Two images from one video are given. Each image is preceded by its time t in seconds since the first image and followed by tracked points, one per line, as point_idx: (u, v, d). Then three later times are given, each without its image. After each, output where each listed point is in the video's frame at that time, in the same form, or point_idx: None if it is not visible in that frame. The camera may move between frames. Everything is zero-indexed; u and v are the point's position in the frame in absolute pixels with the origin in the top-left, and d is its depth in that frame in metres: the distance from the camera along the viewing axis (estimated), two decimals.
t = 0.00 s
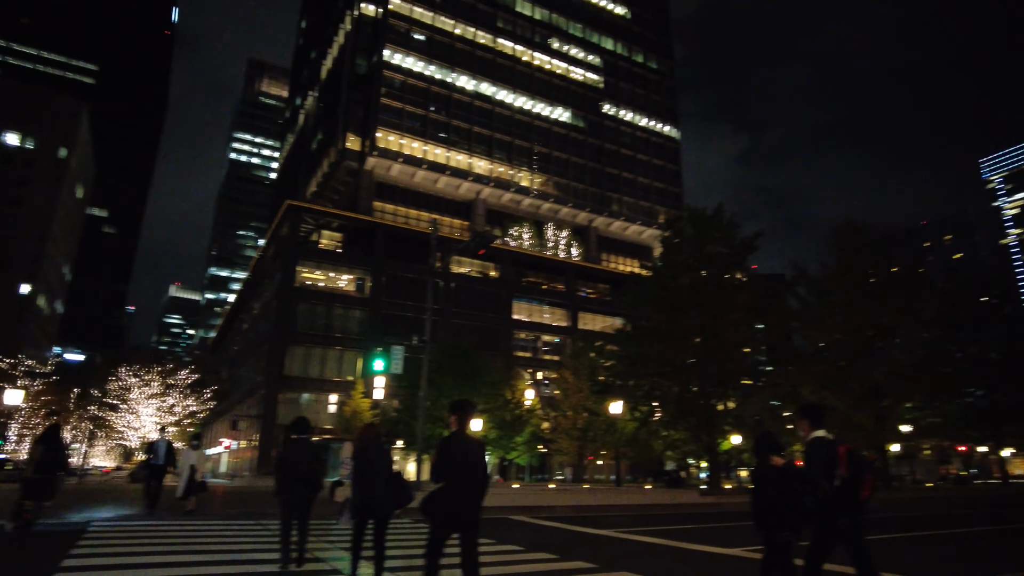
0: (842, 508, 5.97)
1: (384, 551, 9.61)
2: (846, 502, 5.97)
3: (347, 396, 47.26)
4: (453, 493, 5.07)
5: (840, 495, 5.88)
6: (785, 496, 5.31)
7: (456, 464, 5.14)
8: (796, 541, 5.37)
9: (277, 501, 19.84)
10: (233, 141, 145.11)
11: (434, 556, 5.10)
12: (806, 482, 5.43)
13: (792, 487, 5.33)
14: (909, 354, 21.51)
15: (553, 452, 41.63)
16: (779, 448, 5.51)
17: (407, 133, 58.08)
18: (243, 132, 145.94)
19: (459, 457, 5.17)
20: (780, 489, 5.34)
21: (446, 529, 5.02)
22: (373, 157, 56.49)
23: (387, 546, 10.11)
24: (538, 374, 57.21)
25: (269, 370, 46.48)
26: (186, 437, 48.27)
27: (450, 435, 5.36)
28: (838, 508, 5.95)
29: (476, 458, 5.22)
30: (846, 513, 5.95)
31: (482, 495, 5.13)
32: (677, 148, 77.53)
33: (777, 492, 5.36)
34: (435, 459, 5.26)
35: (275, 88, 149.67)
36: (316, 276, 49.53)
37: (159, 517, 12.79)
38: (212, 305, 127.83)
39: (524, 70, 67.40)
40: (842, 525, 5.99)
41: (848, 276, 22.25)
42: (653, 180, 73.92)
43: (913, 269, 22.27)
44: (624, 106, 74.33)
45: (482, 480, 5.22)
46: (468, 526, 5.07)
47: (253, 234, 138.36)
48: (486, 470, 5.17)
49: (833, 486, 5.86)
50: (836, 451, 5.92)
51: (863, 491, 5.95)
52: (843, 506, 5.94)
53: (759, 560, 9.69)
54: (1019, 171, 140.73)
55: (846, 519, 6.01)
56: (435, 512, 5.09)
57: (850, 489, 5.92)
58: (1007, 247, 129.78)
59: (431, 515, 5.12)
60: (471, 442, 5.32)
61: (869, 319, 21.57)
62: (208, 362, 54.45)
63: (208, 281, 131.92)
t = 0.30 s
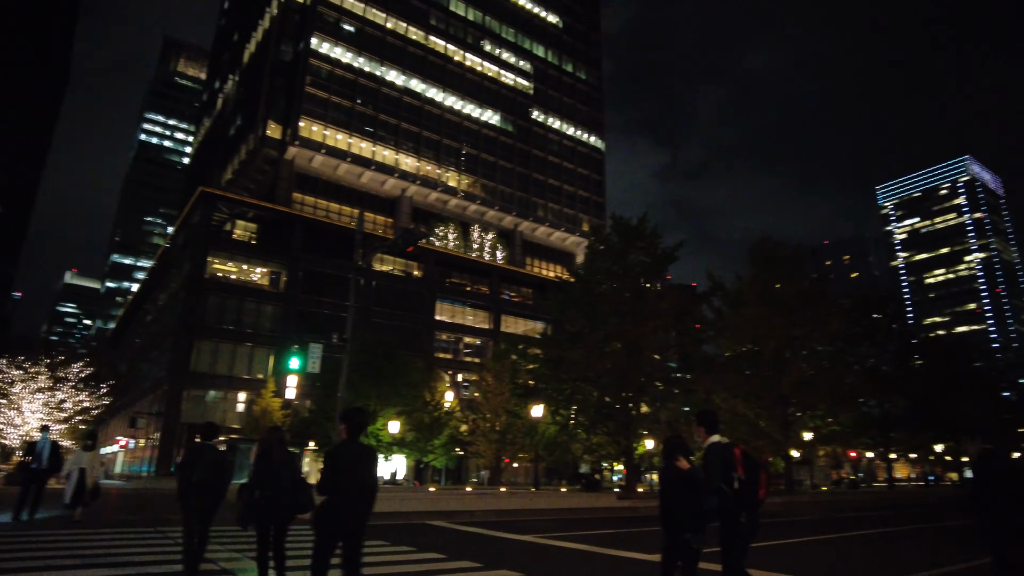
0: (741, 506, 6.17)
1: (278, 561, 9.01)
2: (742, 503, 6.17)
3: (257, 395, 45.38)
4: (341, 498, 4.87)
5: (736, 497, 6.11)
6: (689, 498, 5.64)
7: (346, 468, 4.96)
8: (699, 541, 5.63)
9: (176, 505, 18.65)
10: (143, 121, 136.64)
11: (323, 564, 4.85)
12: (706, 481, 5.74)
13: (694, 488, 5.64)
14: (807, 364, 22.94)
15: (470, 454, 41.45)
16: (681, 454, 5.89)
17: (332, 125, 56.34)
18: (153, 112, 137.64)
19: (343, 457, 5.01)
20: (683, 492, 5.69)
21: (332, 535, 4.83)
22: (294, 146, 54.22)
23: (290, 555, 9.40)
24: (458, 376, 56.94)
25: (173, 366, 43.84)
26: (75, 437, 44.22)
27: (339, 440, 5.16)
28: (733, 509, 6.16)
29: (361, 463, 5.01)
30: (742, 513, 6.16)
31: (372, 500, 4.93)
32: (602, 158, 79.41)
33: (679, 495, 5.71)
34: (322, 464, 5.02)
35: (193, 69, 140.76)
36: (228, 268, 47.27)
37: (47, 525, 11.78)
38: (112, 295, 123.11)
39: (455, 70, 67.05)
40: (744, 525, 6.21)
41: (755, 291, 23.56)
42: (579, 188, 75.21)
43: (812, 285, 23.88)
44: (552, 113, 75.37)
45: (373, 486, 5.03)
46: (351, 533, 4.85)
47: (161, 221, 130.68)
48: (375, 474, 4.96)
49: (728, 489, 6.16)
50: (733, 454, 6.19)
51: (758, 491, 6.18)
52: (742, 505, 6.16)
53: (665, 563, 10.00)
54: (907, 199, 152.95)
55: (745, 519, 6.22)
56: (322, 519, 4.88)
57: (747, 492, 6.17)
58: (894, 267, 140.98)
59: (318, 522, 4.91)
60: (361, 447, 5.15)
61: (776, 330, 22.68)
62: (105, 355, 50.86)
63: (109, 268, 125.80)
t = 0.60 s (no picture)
0: (683, 506, 6.14)
1: (218, 563, 8.63)
2: (685, 502, 6.13)
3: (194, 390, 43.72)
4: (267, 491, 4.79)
5: (679, 497, 6.06)
6: (632, 503, 5.57)
7: (274, 465, 4.88)
8: (644, 544, 5.55)
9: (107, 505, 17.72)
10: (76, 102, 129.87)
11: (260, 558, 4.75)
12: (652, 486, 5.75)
13: (638, 493, 5.56)
14: (750, 368, 23.57)
15: (416, 454, 40.99)
16: (626, 458, 5.77)
17: (280, 114, 54.75)
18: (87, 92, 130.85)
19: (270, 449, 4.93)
20: (627, 496, 5.59)
21: (260, 534, 4.74)
22: (240, 134, 52.41)
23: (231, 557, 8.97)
24: (404, 374, 56.33)
25: (103, 359, 41.69)
26: None
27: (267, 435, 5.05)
28: (672, 508, 6.07)
29: (287, 453, 4.96)
30: (683, 512, 6.12)
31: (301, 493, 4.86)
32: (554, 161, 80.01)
33: (623, 500, 5.60)
34: (248, 453, 4.97)
35: (133, 51, 132.64)
36: (167, 258, 45.42)
37: None
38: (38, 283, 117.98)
39: (410, 65, 66.29)
40: (686, 521, 6.17)
41: (703, 296, 24.00)
42: (531, 189, 75.50)
43: (758, 292, 24.51)
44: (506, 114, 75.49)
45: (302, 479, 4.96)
46: (278, 528, 4.77)
47: (94, 207, 124.37)
48: (303, 471, 4.85)
49: (672, 489, 6.11)
50: (675, 454, 6.18)
51: (701, 490, 6.17)
52: (682, 504, 6.09)
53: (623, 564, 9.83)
54: (843, 213, 159.90)
55: (690, 516, 6.19)
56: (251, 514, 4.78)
57: (688, 489, 6.14)
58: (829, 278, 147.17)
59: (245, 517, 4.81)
60: (294, 443, 5.08)
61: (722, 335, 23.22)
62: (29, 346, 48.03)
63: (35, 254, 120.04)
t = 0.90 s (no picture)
0: (632, 504, 5.88)
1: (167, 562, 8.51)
2: (635, 502, 5.88)
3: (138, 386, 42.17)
4: (196, 489, 4.53)
5: (628, 494, 5.83)
6: (584, 499, 5.60)
7: (207, 464, 4.62)
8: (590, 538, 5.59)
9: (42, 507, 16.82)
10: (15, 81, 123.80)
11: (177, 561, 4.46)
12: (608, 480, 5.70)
13: (591, 486, 5.63)
14: (706, 371, 23.84)
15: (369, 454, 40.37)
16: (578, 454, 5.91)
17: (236, 103, 53.16)
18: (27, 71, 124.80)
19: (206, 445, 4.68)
20: (578, 490, 5.66)
21: (187, 536, 4.48)
22: (193, 122, 50.62)
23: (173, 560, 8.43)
24: (359, 373, 55.56)
25: (40, 351, 39.63)
26: None
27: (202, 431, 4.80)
28: (616, 504, 5.85)
29: (222, 452, 4.74)
30: (628, 509, 5.85)
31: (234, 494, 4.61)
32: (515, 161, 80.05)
33: (575, 494, 5.64)
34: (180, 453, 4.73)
35: (78, 29, 127.94)
36: (112, 247, 43.65)
37: None
38: None
39: (372, 59, 65.35)
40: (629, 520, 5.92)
41: (662, 300, 24.31)
42: (491, 189, 75.38)
43: (715, 297, 24.89)
44: (468, 112, 75.15)
45: (237, 480, 4.71)
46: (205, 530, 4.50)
47: (32, 193, 118.10)
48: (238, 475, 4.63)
49: (622, 486, 5.89)
50: (632, 452, 6.07)
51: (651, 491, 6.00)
52: (631, 502, 5.85)
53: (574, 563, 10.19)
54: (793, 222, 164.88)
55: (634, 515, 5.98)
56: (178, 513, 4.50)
57: (639, 488, 5.94)
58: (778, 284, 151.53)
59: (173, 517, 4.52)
60: (232, 444, 4.85)
61: (678, 338, 23.56)
62: None
63: None
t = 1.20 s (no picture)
0: (594, 496, 5.93)
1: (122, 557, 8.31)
2: (597, 494, 5.93)
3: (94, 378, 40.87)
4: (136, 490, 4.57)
5: (591, 489, 5.90)
6: (545, 493, 5.53)
7: (149, 457, 4.61)
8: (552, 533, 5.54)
9: None
10: None
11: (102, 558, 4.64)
12: (573, 477, 5.68)
13: (553, 482, 5.56)
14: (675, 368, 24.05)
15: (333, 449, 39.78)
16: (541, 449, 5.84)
17: (201, 88, 51.73)
18: None
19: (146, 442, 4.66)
20: (540, 487, 5.58)
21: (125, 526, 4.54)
22: (156, 108, 49.04)
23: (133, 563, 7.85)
24: (324, 367, 54.79)
25: None
26: None
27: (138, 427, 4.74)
28: (581, 497, 5.86)
29: (165, 443, 4.74)
30: (592, 502, 5.90)
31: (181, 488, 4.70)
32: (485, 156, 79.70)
33: (538, 490, 5.57)
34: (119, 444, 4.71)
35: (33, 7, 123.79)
36: (67, 234, 42.11)
37: None
38: None
39: (342, 49, 64.34)
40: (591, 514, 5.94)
41: (633, 296, 24.50)
42: (461, 183, 74.95)
43: (685, 294, 25.12)
44: (439, 105, 74.54)
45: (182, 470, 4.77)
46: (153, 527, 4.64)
47: None
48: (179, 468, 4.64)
49: (587, 480, 5.95)
50: (596, 445, 6.10)
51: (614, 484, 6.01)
52: (594, 495, 5.90)
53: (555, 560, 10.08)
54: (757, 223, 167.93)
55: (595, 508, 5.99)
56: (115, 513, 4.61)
57: (604, 480, 6.02)
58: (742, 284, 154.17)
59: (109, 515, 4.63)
60: (176, 434, 4.83)
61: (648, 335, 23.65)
62: None
63: None
